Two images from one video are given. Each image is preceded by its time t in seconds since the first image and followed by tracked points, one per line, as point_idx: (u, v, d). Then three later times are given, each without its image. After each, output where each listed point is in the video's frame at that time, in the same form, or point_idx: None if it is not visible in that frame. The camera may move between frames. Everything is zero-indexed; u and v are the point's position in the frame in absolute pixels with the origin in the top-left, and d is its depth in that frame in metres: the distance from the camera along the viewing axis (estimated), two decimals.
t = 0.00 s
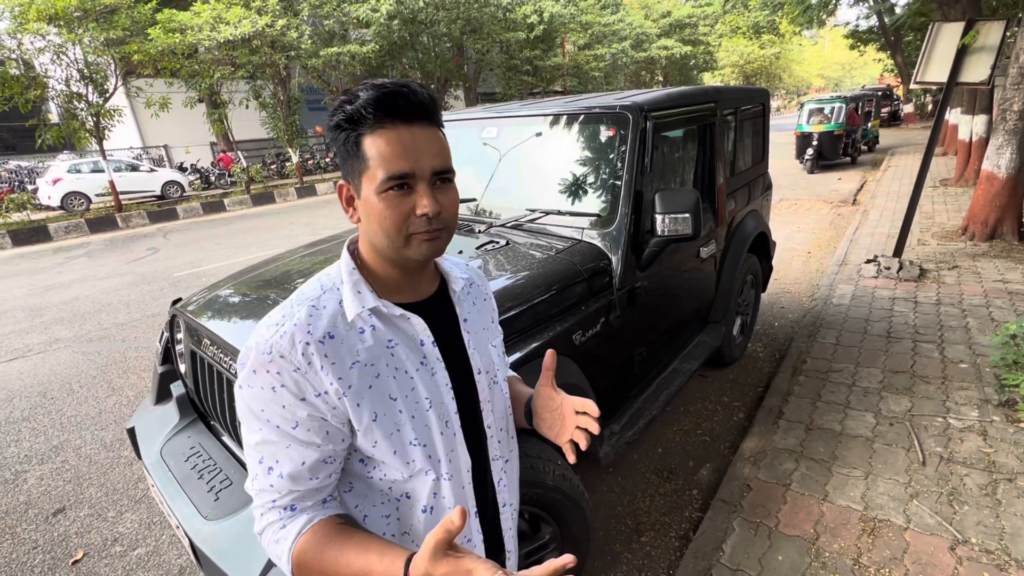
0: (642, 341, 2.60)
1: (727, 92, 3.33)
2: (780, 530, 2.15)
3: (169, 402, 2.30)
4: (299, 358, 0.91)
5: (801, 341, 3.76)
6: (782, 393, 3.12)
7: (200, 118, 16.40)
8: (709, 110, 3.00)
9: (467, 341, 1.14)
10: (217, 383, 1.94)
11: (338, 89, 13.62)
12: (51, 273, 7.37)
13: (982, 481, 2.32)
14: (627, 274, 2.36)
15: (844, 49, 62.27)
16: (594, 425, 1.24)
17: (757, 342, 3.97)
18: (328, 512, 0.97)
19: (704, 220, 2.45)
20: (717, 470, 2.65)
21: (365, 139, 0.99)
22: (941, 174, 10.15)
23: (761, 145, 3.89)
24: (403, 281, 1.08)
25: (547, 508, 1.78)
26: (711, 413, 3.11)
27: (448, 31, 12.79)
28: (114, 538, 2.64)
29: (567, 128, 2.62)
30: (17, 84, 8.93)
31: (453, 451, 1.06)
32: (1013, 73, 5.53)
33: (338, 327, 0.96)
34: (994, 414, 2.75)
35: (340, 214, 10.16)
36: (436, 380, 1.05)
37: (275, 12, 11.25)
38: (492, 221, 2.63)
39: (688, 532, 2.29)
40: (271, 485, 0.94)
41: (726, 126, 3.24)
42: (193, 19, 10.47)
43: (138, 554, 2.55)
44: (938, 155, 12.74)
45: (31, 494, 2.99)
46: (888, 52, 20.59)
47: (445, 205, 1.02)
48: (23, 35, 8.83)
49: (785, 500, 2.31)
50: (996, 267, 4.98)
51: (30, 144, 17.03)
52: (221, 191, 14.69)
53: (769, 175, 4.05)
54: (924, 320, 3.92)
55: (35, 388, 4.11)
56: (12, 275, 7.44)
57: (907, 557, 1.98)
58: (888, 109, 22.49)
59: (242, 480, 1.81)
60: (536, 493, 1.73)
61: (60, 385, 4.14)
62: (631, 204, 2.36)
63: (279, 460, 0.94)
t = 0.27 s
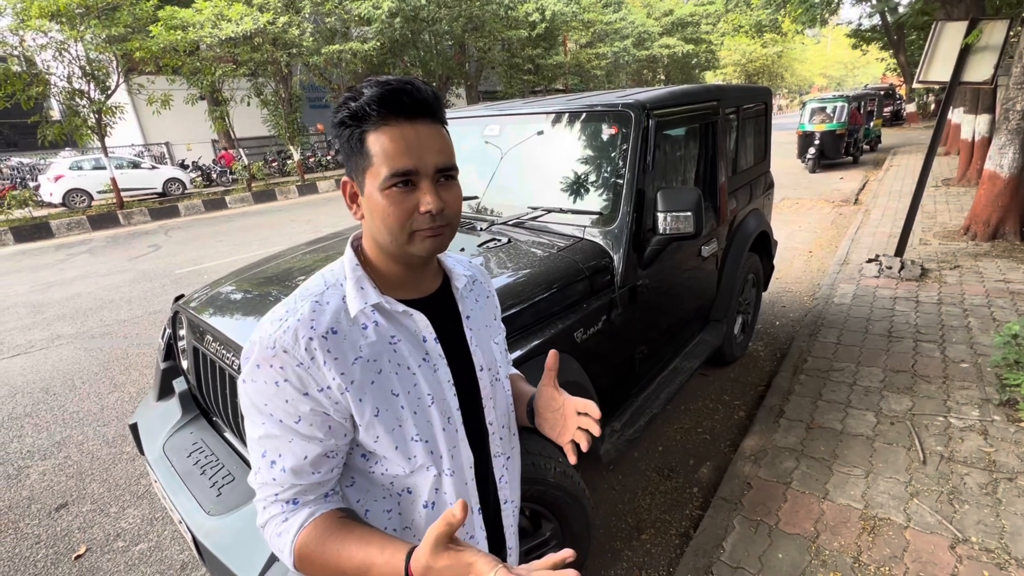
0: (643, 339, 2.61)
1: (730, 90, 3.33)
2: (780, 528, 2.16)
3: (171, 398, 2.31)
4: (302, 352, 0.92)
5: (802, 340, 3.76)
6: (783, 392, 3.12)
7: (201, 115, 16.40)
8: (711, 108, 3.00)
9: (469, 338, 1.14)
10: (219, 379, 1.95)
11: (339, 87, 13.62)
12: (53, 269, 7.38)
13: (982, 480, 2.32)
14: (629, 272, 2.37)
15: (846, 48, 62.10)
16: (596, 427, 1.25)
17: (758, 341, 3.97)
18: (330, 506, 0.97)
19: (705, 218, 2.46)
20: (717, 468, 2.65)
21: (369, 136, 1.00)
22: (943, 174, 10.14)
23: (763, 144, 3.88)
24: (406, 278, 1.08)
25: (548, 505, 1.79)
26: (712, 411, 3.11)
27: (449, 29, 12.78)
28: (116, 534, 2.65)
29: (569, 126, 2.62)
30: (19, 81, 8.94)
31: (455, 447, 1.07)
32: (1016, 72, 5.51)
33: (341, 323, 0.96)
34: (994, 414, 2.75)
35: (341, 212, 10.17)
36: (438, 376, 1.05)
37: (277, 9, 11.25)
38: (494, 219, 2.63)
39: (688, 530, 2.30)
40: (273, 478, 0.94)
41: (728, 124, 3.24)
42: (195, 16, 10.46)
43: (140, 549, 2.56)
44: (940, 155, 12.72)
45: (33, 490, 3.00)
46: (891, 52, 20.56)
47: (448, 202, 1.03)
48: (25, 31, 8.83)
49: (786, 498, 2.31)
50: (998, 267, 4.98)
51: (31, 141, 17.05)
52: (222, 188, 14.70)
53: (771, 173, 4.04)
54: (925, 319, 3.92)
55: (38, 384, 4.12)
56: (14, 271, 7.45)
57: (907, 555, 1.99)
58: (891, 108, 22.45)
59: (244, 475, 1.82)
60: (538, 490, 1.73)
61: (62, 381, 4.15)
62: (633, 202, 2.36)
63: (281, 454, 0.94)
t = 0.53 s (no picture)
0: (645, 338, 2.61)
1: (732, 89, 3.33)
2: (781, 527, 2.16)
3: (173, 395, 2.31)
4: (309, 346, 0.92)
5: (803, 339, 3.76)
6: (784, 390, 3.13)
7: (203, 113, 16.40)
8: (713, 106, 3.00)
9: (473, 336, 1.15)
10: (222, 376, 1.95)
11: (341, 85, 13.62)
12: (54, 266, 7.39)
13: (983, 479, 2.32)
14: (631, 270, 2.37)
15: (849, 47, 61.96)
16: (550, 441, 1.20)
17: (759, 340, 3.98)
18: (336, 500, 0.97)
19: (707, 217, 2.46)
20: (718, 466, 2.66)
21: (379, 132, 1.00)
22: (945, 174, 10.13)
23: (764, 144, 3.88)
24: (411, 274, 1.09)
25: (550, 502, 1.79)
26: (713, 410, 3.11)
27: (451, 26, 12.79)
28: (118, 530, 2.66)
29: (571, 124, 2.62)
30: (20, 78, 8.94)
31: (459, 443, 1.07)
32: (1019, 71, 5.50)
33: (348, 317, 0.97)
34: (995, 413, 2.75)
35: (342, 210, 10.17)
36: (443, 372, 1.06)
37: (278, 6, 11.24)
38: (495, 217, 2.64)
39: (688, 528, 2.30)
40: (280, 472, 0.94)
41: (730, 123, 3.24)
42: (197, 13, 10.45)
43: (142, 545, 2.57)
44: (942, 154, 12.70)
45: (36, 486, 3.01)
46: (893, 51, 20.52)
47: (456, 199, 1.03)
48: (26, 28, 8.83)
49: (787, 496, 2.32)
50: (999, 266, 4.98)
51: (33, 138, 17.06)
52: (224, 185, 14.71)
53: (772, 172, 4.04)
54: (926, 319, 3.92)
55: (40, 381, 4.14)
56: (16, 268, 7.45)
57: (908, 553, 1.99)
58: (893, 108, 22.42)
59: (246, 472, 1.83)
60: (539, 487, 1.74)
61: (64, 377, 4.16)
62: (635, 201, 2.37)
63: (288, 448, 0.94)
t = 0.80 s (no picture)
0: (645, 336, 2.61)
1: (734, 88, 3.32)
2: (781, 526, 2.17)
3: (174, 392, 2.32)
4: (314, 343, 0.92)
5: (804, 339, 3.76)
6: (784, 390, 3.13)
7: (203, 110, 16.39)
8: (715, 105, 3.00)
9: (476, 334, 1.15)
10: (223, 373, 1.96)
11: (342, 82, 13.60)
12: (55, 263, 7.39)
13: (984, 479, 2.32)
14: (632, 269, 2.37)
15: (851, 45, 61.81)
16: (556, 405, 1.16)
17: (760, 339, 3.97)
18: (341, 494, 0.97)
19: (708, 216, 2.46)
20: (718, 465, 2.66)
21: (387, 128, 1.00)
22: (946, 173, 10.12)
23: (766, 143, 3.87)
24: (415, 271, 1.09)
25: (551, 501, 1.79)
26: (713, 409, 3.11)
27: (452, 24, 12.78)
28: (119, 526, 2.67)
29: (572, 123, 2.62)
30: (21, 75, 8.94)
31: (463, 439, 1.08)
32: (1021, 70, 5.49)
33: (352, 314, 0.97)
34: (996, 413, 2.75)
35: (343, 208, 10.17)
36: (446, 369, 1.06)
37: (279, 4, 11.23)
38: (496, 215, 2.64)
39: (689, 526, 2.31)
40: (284, 467, 0.93)
41: (732, 122, 3.24)
42: (197, 11, 10.44)
43: (143, 542, 2.58)
44: (943, 154, 12.68)
45: (37, 482, 3.02)
46: (896, 50, 20.46)
47: (463, 197, 1.03)
48: (27, 25, 8.83)
49: (787, 496, 2.32)
50: (1000, 266, 4.97)
51: (33, 135, 17.06)
52: (224, 183, 14.70)
53: (774, 171, 4.03)
54: (928, 319, 3.92)
55: (41, 377, 4.14)
56: (16, 265, 7.46)
57: (908, 553, 2.00)
58: (895, 107, 22.39)
59: (248, 468, 1.83)
60: (540, 485, 1.74)
61: (64, 374, 4.17)
62: (637, 200, 2.36)
63: (293, 444, 0.93)
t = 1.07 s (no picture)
0: (646, 335, 2.61)
1: (735, 86, 3.31)
2: (781, 525, 2.16)
3: (174, 389, 2.32)
4: (317, 339, 0.92)
5: (804, 338, 3.75)
6: (785, 388, 3.13)
7: (204, 107, 16.38)
8: (716, 104, 2.99)
9: (478, 331, 1.14)
10: (223, 371, 1.96)
11: (342, 80, 13.59)
12: (55, 261, 7.39)
13: (984, 479, 2.32)
14: (632, 268, 2.36)
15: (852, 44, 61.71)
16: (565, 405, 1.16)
17: (760, 338, 3.97)
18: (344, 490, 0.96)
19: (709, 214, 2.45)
20: (718, 464, 2.66)
21: (391, 126, 1.00)
22: (948, 172, 10.11)
23: (767, 141, 3.86)
24: (418, 269, 1.09)
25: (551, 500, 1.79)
26: (713, 408, 3.11)
27: (452, 22, 12.78)
28: (120, 523, 2.67)
29: (573, 121, 2.61)
30: (20, 72, 8.92)
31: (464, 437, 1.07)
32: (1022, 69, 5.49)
33: (355, 311, 0.97)
34: (997, 413, 2.75)
35: (343, 206, 10.16)
36: (448, 366, 1.06)
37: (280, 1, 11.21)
38: (497, 213, 2.63)
39: (689, 525, 2.31)
40: (288, 464, 0.93)
41: (733, 121, 3.23)
42: (198, 7, 10.41)
43: (144, 539, 2.58)
44: (945, 153, 12.66)
45: (37, 479, 3.02)
46: (897, 48, 20.40)
47: (466, 195, 1.02)
48: (27, 21, 8.81)
49: (787, 495, 2.32)
50: (1001, 265, 4.97)
51: (34, 132, 17.06)
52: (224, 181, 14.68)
53: (775, 170, 4.03)
54: (928, 318, 3.91)
55: (41, 375, 4.14)
56: (16, 262, 7.45)
57: (908, 552, 1.99)
58: (896, 106, 22.35)
59: (247, 466, 1.83)
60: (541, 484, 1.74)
61: (65, 372, 4.17)
62: (637, 198, 2.36)
63: (296, 440, 0.92)
